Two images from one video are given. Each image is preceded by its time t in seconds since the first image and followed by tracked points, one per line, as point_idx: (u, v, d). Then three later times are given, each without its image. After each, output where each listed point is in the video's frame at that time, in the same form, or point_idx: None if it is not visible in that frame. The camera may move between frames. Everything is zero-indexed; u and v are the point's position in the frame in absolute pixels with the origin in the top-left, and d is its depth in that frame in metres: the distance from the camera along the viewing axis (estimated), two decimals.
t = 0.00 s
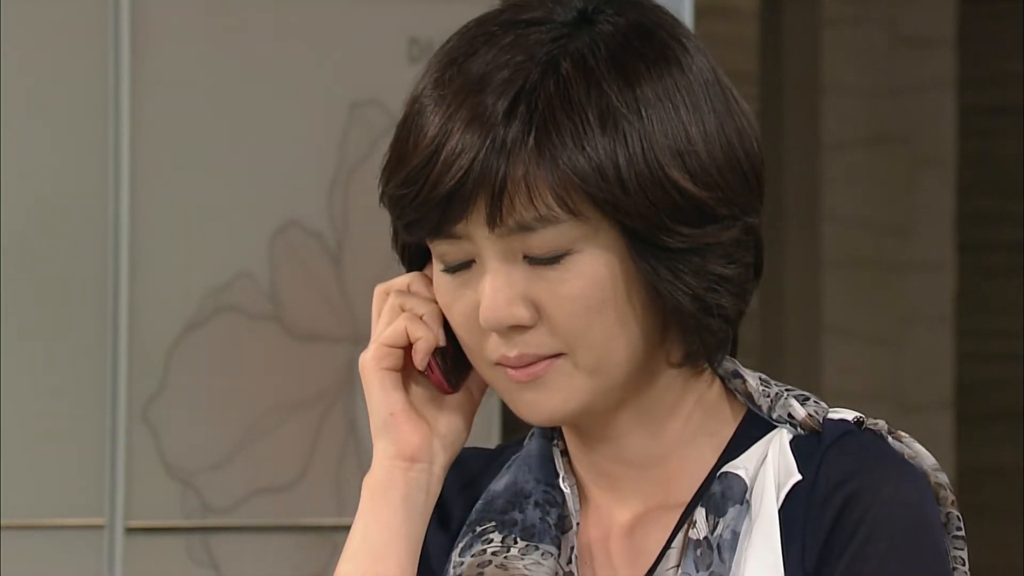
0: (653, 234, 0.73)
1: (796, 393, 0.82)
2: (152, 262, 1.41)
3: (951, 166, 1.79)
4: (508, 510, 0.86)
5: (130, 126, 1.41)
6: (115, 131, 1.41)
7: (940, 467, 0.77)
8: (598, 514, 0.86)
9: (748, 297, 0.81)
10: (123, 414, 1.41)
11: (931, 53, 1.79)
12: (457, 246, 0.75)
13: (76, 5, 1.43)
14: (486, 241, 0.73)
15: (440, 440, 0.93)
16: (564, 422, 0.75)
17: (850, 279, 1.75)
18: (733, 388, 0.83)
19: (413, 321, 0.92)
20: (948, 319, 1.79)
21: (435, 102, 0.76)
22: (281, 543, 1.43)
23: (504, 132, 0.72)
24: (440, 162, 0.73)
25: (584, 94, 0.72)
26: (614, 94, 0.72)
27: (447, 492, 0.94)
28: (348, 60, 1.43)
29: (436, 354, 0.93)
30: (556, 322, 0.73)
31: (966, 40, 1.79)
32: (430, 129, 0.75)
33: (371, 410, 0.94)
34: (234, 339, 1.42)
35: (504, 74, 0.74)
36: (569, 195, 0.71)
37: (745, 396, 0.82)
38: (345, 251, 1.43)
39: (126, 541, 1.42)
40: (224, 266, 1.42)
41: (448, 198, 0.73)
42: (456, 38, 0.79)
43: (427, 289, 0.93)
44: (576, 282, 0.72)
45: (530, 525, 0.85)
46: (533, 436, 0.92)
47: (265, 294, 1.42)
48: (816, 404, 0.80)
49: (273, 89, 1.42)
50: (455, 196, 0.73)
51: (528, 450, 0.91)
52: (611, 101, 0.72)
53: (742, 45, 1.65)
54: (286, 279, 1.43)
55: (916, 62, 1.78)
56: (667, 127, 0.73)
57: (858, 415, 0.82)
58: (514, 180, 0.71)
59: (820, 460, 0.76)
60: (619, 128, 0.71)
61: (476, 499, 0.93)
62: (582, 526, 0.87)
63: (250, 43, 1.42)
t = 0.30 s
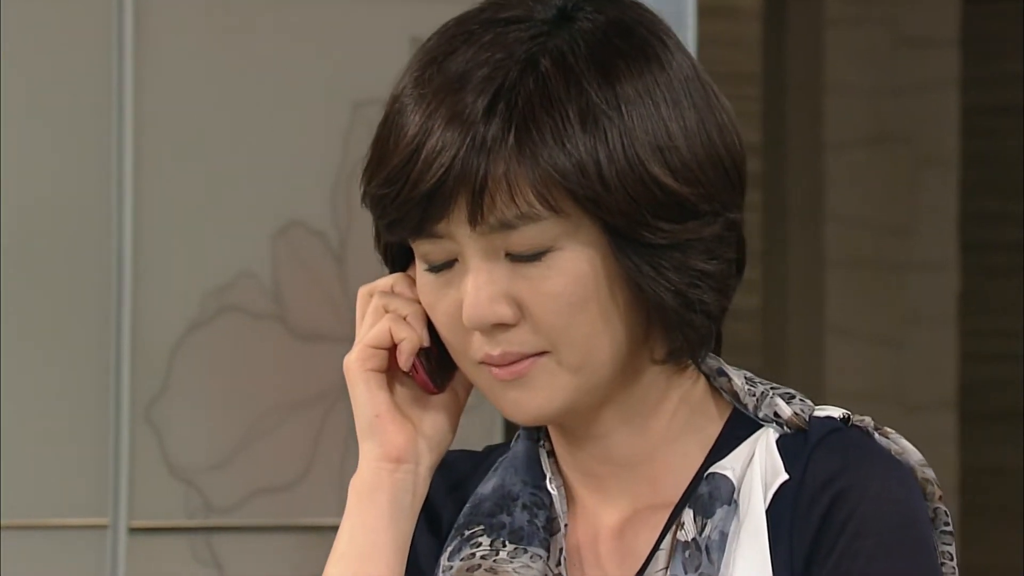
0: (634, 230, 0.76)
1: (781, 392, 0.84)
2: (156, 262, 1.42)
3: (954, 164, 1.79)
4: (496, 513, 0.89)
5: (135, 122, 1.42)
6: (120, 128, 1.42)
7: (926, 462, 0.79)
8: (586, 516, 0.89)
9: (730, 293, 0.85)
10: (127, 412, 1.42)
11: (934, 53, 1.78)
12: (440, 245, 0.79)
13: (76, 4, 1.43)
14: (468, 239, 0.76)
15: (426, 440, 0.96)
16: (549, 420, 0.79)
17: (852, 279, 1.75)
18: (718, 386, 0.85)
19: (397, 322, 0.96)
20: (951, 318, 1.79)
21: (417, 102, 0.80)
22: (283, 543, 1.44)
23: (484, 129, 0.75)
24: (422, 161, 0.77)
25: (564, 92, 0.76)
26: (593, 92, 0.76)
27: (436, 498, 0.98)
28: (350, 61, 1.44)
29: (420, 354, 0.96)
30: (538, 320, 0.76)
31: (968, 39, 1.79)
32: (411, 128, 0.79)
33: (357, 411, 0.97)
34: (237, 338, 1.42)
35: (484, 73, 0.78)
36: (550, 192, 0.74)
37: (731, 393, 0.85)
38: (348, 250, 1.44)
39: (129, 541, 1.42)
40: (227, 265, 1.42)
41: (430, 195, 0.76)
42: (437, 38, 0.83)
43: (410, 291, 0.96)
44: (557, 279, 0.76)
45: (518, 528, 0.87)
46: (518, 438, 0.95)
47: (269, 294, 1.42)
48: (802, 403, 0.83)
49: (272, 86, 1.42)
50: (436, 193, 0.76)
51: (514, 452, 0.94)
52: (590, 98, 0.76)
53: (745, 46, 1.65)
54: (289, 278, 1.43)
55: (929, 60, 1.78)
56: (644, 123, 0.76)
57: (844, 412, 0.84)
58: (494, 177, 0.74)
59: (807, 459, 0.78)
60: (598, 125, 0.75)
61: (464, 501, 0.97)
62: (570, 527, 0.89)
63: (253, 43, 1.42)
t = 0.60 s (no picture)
0: (625, 222, 0.78)
1: (780, 392, 0.84)
2: (164, 261, 1.42)
3: (964, 163, 1.78)
4: (494, 515, 0.88)
5: (144, 121, 1.42)
6: (128, 126, 1.42)
7: (926, 460, 0.79)
8: (584, 517, 0.90)
9: (721, 286, 0.88)
10: (135, 411, 1.42)
11: (944, 51, 1.77)
12: (432, 241, 0.81)
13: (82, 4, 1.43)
14: (460, 234, 0.79)
15: (422, 437, 0.98)
16: (544, 416, 0.82)
17: (864, 277, 1.73)
18: (715, 384, 0.87)
19: (390, 320, 0.97)
20: (960, 319, 1.79)
21: (408, 98, 0.83)
22: (291, 543, 1.44)
23: (474, 123, 0.78)
24: (414, 156, 0.80)
25: (553, 86, 0.79)
26: (582, 85, 0.79)
27: (432, 499, 0.99)
28: (357, 61, 1.44)
29: (414, 352, 0.98)
30: (532, 314, 0.79)
31: (976, 38, 1.79)
32: (402, 124, 0.82)
33: (352, 410, 0.98)
34: (245, 338, 1.42)
35: (473, 68, 0.81)
36: (540, 184, 0.77)
37: (727, 391, 0.85)
38: (356, 250, 1.44)
39: (138, 541, 1.42)
40: (235, 264, 1.42)
41: (421, 190, 0.79)
42: (425, 36, 0.86)
43: (403, 289, 0.97)
44: (552, 272, 0.78)
45: (517, 529, 0.87)
46: (514, 439, 0.95)
47: (278, 294, 1.42)
48: (802, 402, 0.82)
49: (277, 88, 1.43)
50: (428, 188, 0.79)
51: (511, 453, 0.94)
52: (579, 90, 0.79)
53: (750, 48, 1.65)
54: (297, 278, 1.43)
55: (930, 60, 1.76)
56: (632, 114, 0.79)
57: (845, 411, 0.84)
58: (484, 171, 0.77)
59: (809, 458, 0.78)
60: (588, 116, 0.78)
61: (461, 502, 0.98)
62: (569, 528, 0.90)
63: (261, 44, 1.43)
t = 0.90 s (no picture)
0: (628, 217, 0.78)
1: (788, 392, 0.83)
2: (171, 260, 1.42)
3: (969, 164, 1.78)
4: (500, 515, 0.88)
5: (152, 120, 1.42)
6: (135, 126, 1.42)
7: (934, 460, 0.78)
8: (590, 518, 0.90)
9: (723, 283, 0.88)
10: (142, 411, 1.42)
11: (946, 51, 1.76)
12: (435, 238, 0.82)
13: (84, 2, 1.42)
14: (463, 231, 0.79)
15: (427, 434, 0.97)
16: (551, 415, 0.81)
17: (868, 278, 1.73)
18: (720, 383, 0.87)
19: (394, 319, 0.97)
20: (963, 321, 1.77)
21: (408, 96, 0.83)
22: (296, 543, 1.44)
23: (476, 120, 0.78)
24: (416, 153, 0.80)
25: (555, 82, 0.79)
26: (584, 81, 0.79)
27: (434, 499, 0.99)
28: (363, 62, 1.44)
29: (419, 351, 0.98)
30: (536, 310, 0.79)
31: (983, 37, 1.79)
32: (404, 122, 0.82)
33: (357, 410, 0.98)
34: (249, 338, 1.42)
35: (474, 65, 0.81)
36: (544, 180, 0.77)
37: (733, 390, 0.86)
38: (362, 251, 1.45)
39: (144, 541, 1.43)
40: (241, 265, 1.42)
41: (424, 187, 0.79)
42: (425, 35, 0.86)
43: (406, 288, 0.98)
44: (556, 267, 0.78)
45: (523, 530, 0.86)
46: (518, 439, 0.96)
47: (283, 295, 1.43)
48: (811, 402, 0.81)
49: (284, 88, 1.43)
50: (430, 185, 0.79)
51: (515, 452, 0.94)
52: (581, 86, 0.79)
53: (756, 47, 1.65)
54: (302, 279, 1.43)
55: (938, 60, 1.76)
56: (636, 110, 0.79)
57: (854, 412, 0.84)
58: (488, 167, 0.77)
59: (819, 459, 0.78)
60: (590, 112, 0.78)
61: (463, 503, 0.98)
62: (575, 528, 0.90)
63: (266, 45, 1.43)
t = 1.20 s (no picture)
0: (639, 213, 0.78)
1: (801, 390, 0.84)
2: (175, 259, 1.42)
3: (973, 165, 1.78)
4: (509, 508, 0.90)
5: (156, 120, 1.42)
6: (139, 125, 1.41)
7: (946, 461, 0.78)
8: (600, 512, 0.90)
9: (736, 282, 0.88)
10: (145, 410, 1.41)
11: (954, 51, 1.77)
12: (447, 233, 0.82)
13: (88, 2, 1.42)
14: (474, 226, 0.79)
15: (437, 430, 0.98)
16: (562, 411, 0.81)
17: (871, 278, 1.73)
18: (734, 382, 0.88)
19: (406, 315, 0.98)
20: (969, 323, 1.79)
21: (421, 92, 0.84)
22: (300, 544, 1.43)
23: (486, 115, 0.79)
24: (427, 147, 0.80)
25: (567, 78, 0.79)
26: (596, 77, 0.79)
27: (444, 494, 1.00)
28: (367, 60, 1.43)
29: (431, 349, 0.99)
30: (547, 305, 0.79)
31: (989, 39, 1.78)
32: (416, 117, 0.83)
33: (368, 404, 0.98)
34: (254, 338, 1.42)
35: (486, 60, 0.82)
36: (554, 174, 0.77)
37: (747, 388, 0.86)
38: (366, 251, 1.44)
39: (148, 542, 1.42)
40: (246, 264, 1.42)
41: (434, 181, 0.80)
42: (439, 31, 0.87)
43: (419, 285, 0.98)
44: (567, 262, 0.78)
45: (531, 523, 0.88)
46: (530, 433, 0.97)
47: (288, 294, 1.42)
48: (824, 399, 0.82)
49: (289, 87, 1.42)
50: (440, 179, 0.80)
51: (526, 447, 0.96)
52: (593, 82, 0.79)
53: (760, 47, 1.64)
54: (307, 278, 1.43)
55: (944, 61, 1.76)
56: (648, 106, 0.79)
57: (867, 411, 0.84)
58: (497, 161, 0.78)
59: (830, 458, 0.78)
60: (602, 107, 0.78)
61: (472, 496, 1.00)
62: (584, 521, 0.90)
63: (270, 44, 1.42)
